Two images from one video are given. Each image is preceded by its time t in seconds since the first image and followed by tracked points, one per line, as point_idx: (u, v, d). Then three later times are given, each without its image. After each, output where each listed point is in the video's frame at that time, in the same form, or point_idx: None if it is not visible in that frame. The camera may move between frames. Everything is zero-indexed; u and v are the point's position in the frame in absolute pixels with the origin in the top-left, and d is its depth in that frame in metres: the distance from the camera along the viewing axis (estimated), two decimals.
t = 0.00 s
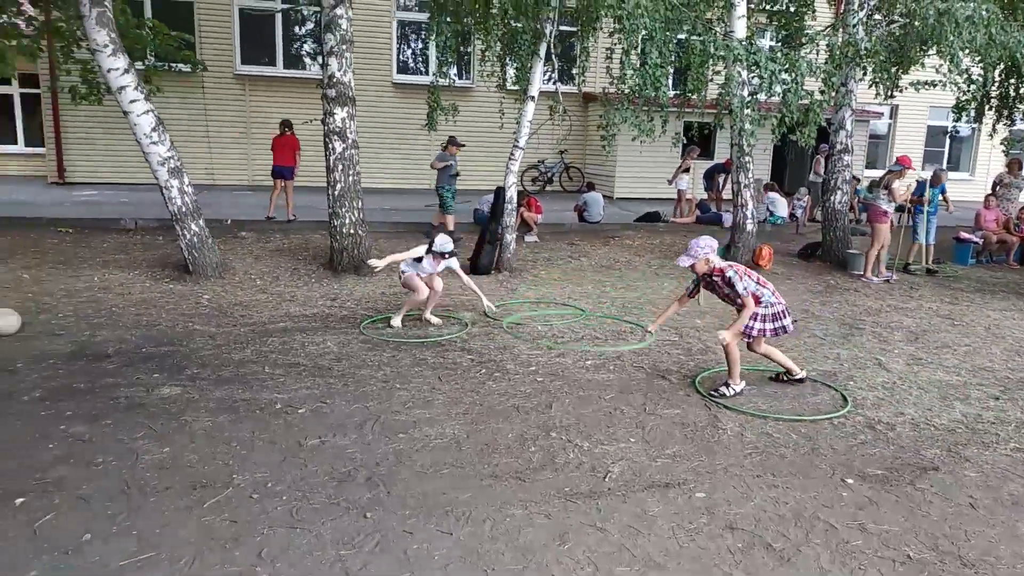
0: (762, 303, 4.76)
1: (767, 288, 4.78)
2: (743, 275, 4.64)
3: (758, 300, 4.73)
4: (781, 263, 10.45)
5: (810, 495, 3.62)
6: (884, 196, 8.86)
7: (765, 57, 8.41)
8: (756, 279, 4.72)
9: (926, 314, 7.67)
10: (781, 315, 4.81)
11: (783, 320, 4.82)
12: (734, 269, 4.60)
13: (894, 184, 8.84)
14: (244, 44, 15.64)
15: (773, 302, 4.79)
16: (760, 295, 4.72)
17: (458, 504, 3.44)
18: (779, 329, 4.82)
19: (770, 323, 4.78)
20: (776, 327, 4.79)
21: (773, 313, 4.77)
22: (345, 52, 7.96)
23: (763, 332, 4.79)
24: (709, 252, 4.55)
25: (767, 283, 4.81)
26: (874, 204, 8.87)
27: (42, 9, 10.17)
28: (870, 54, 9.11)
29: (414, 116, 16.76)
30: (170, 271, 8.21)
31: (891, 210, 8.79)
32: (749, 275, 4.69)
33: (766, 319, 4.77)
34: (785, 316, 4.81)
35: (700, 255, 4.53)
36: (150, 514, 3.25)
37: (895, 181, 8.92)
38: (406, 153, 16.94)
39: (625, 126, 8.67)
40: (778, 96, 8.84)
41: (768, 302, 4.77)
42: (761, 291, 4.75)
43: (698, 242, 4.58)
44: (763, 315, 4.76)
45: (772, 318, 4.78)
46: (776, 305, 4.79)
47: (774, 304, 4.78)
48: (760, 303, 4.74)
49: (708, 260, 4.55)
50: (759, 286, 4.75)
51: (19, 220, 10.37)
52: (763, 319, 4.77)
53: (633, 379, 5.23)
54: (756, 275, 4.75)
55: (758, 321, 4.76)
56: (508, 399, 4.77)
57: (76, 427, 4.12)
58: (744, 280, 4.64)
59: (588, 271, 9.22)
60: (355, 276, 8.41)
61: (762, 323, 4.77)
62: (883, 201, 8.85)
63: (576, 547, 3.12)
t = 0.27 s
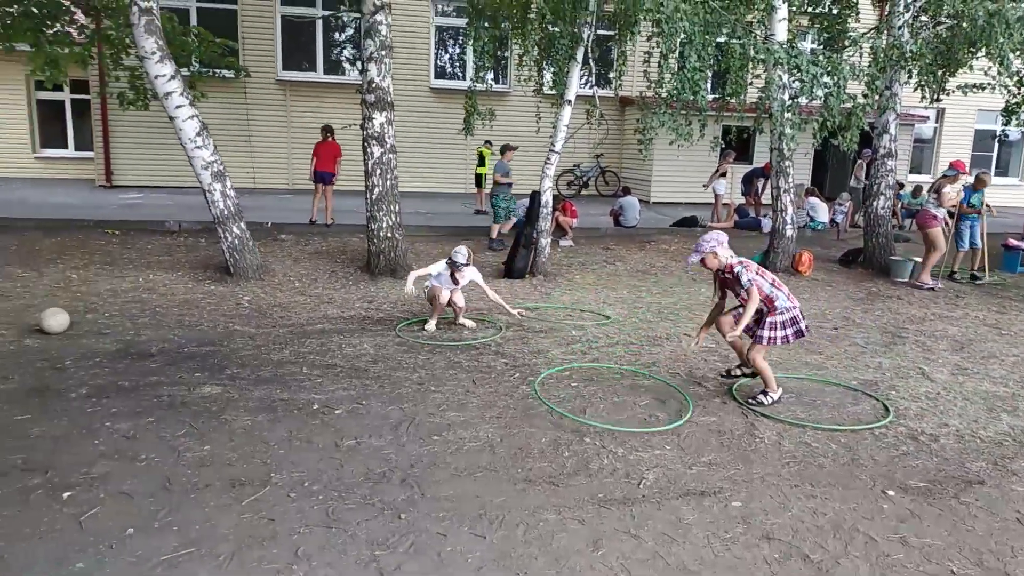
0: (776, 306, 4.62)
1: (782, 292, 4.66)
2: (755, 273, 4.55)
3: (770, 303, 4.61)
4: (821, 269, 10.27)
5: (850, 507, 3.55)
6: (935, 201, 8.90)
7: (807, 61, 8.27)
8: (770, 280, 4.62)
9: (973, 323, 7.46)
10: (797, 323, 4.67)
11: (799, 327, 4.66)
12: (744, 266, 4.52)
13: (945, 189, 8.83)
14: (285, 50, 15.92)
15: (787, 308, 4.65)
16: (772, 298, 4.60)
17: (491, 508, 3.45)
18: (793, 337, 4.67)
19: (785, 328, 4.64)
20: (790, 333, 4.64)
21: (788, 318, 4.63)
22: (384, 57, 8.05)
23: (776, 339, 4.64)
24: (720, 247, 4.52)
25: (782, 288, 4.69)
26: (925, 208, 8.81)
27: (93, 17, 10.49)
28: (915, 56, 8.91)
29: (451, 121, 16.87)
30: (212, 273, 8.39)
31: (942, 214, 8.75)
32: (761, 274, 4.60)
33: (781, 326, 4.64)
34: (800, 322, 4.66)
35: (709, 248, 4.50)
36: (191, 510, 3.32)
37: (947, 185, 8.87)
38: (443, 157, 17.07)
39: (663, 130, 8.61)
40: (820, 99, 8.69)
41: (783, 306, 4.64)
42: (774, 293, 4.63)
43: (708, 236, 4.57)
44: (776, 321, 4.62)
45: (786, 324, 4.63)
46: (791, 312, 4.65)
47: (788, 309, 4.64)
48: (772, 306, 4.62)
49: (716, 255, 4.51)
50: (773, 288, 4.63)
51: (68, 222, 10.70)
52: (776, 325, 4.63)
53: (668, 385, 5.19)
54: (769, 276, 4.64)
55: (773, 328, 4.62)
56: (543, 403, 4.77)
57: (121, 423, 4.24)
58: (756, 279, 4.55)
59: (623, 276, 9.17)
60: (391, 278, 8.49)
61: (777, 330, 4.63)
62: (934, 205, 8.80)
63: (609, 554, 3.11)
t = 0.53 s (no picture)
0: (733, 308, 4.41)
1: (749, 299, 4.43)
2: (727, 264, 4.38)
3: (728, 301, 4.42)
4: (844, 278, 10.15)
5: (874, 520, 3.50)
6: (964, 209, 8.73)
7: (830, 68, 8.20)
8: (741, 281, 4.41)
9: (1001, 334, 7.33)
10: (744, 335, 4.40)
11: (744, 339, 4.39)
12: (719, 253, 4.37)
13: (975, 196, 8.66)
14: (309, 59, 16.11)
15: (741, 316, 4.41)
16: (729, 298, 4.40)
17: (510, 515, 3.44)
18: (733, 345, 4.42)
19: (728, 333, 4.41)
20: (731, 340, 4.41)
21: (737, 326, 4.39)
22: (406, 66, 8.12)
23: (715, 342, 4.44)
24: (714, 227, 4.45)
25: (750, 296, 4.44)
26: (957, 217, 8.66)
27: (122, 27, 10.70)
28: (942, 63, 8.81)
29: (473, 128, 16.94)
30: (235, 278, 8.49)
31: (973, 223, 8.58)
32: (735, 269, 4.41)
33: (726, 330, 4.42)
34: (747, 334, 4.39)
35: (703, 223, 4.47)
36: (213, 514, 3.36)
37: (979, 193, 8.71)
38: (464, 164, 17.14)
39: (684, 137, 8.58)
40: (844, 106, 8.61)
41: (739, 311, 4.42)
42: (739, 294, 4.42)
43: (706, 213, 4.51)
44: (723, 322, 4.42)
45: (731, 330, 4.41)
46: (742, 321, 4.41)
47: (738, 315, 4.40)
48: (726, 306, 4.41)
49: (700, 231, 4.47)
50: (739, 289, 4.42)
51: (96, 228, 10.88)
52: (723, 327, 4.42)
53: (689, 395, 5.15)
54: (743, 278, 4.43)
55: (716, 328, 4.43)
56: (562, 411, 4.76)
57: (145, 427, 4.30)
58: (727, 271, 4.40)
59: (644, 284, 9.13)
60: (412, 285, 8.54)
61: (721, 332, 4.42)
62: (966, 214, 8.64)
63: (628, 564, 3.09)
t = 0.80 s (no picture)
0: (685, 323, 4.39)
1: (701, 317, 4.30)
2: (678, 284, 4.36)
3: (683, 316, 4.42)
4: (854, 280, 10.10)
5: (884, 523, 3.48)
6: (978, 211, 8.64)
7: (839, 69, 8.17)
8: (693, 300, 4.32)
9: (1012, 336, 7.27)
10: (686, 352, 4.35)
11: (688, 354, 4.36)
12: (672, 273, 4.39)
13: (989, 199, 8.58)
14: (318, 63, 16.19)
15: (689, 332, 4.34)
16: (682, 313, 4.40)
17: (517, 518, 3.44)
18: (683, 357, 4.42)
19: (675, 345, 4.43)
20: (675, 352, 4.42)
21: (679, 341, 4.36)
22: (414, 70, 8.14)
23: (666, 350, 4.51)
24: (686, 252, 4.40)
25: (703, 315, 4.30)
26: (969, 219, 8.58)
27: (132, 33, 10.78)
28: (952, 64, 8.77)
29: (481, 132, 16.97)
30: (245, 282, 8.53)
31: (984, 226, 8.52)
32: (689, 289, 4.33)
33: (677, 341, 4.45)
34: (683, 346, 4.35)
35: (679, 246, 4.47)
36: (221, 517, 3.37)
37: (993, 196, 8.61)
38: (472, 168, 17.17)
39: (692, 140, 8.57)
40: (852, 108, 8.58)
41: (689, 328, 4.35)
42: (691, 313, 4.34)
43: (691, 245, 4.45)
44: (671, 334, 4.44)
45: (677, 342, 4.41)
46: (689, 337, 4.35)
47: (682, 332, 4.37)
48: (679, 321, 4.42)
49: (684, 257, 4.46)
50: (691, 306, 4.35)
51: (107, 232, 10.97)
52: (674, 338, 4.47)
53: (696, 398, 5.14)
54: (698, 298, 4.31)
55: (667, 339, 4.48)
56: (569, 414, 4.76)
57: (155, 430, 4.32)
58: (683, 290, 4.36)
59: (652, 287, 9.12)
60: (420, 288, 8.56)
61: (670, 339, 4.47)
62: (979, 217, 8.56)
63: (635, 567, 3.08)
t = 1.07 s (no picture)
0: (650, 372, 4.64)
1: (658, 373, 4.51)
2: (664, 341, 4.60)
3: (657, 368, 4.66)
4: (854, 280, 10.10)
5: (884, 523, 3.48)
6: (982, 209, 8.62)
7: (839, 69, 8.16)
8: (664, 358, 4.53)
9: (1013, 336, 7.27)
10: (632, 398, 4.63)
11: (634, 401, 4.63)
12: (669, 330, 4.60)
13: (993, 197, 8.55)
14: (318, 65, 16.19)
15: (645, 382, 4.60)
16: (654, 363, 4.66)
17: (517, 519, 3.44)
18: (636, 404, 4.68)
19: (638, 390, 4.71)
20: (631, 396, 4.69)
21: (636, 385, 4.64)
22: (414, 71, 8.15)
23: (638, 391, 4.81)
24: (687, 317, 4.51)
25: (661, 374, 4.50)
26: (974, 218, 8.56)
27: (132, 34, 10.78)
28: (951, 63, 8.77)
29: (481, 132, 16.97)
30: (245, 283, 8.53)
31: (989, 225, 8.49)
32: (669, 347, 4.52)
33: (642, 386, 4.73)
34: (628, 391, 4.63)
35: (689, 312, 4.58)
36: (221, 518, 3.37)
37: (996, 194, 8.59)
38: (472, 168, 17.17)
39: (692, 140, 8.57)
40: (852, 107, 8.58)
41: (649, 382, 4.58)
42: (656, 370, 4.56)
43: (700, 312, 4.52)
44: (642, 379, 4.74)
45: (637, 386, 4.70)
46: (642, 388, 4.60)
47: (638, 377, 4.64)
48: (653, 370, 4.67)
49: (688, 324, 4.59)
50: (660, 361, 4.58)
51: (107, 234, 10.98)
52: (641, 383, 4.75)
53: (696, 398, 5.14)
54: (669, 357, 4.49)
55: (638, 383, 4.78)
56: (569, 414, 4.76)
57: (154, 431, 4.32)
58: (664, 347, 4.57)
59: (652, 287, 9.12)
60: (420, 289, 8.56)
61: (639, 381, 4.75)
62: (983, 215, 8.54)
63: (635, 567, 3.08)
